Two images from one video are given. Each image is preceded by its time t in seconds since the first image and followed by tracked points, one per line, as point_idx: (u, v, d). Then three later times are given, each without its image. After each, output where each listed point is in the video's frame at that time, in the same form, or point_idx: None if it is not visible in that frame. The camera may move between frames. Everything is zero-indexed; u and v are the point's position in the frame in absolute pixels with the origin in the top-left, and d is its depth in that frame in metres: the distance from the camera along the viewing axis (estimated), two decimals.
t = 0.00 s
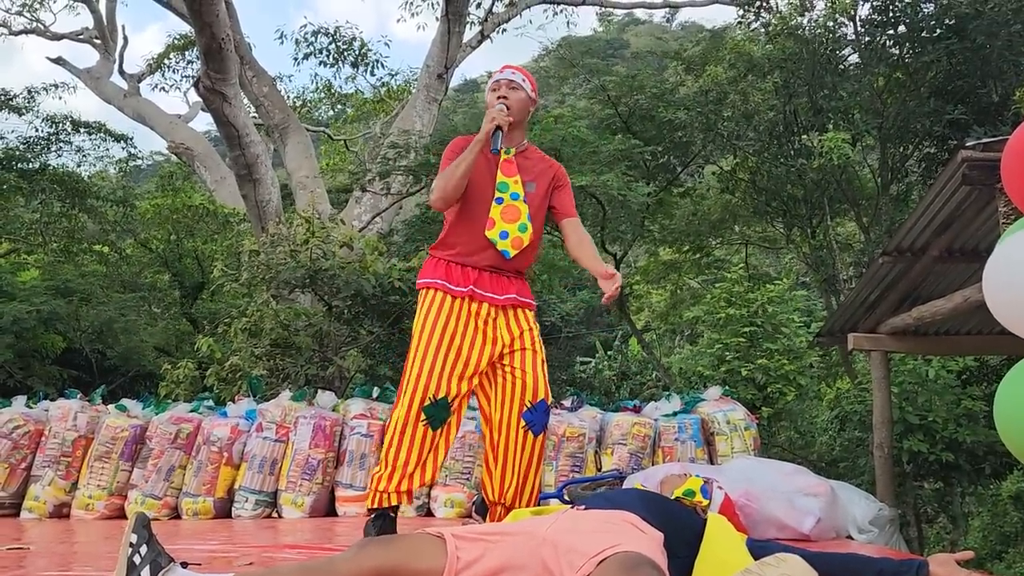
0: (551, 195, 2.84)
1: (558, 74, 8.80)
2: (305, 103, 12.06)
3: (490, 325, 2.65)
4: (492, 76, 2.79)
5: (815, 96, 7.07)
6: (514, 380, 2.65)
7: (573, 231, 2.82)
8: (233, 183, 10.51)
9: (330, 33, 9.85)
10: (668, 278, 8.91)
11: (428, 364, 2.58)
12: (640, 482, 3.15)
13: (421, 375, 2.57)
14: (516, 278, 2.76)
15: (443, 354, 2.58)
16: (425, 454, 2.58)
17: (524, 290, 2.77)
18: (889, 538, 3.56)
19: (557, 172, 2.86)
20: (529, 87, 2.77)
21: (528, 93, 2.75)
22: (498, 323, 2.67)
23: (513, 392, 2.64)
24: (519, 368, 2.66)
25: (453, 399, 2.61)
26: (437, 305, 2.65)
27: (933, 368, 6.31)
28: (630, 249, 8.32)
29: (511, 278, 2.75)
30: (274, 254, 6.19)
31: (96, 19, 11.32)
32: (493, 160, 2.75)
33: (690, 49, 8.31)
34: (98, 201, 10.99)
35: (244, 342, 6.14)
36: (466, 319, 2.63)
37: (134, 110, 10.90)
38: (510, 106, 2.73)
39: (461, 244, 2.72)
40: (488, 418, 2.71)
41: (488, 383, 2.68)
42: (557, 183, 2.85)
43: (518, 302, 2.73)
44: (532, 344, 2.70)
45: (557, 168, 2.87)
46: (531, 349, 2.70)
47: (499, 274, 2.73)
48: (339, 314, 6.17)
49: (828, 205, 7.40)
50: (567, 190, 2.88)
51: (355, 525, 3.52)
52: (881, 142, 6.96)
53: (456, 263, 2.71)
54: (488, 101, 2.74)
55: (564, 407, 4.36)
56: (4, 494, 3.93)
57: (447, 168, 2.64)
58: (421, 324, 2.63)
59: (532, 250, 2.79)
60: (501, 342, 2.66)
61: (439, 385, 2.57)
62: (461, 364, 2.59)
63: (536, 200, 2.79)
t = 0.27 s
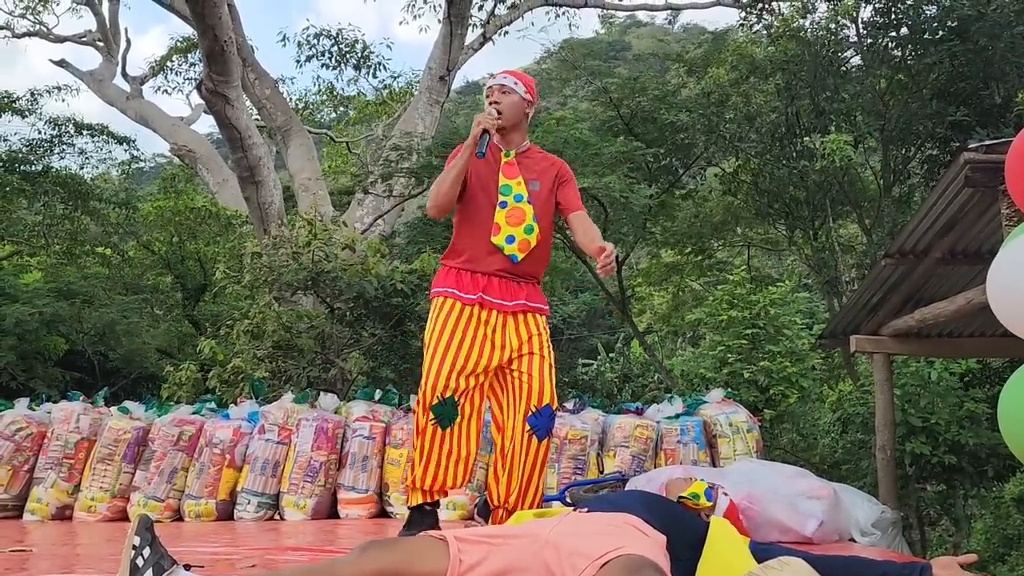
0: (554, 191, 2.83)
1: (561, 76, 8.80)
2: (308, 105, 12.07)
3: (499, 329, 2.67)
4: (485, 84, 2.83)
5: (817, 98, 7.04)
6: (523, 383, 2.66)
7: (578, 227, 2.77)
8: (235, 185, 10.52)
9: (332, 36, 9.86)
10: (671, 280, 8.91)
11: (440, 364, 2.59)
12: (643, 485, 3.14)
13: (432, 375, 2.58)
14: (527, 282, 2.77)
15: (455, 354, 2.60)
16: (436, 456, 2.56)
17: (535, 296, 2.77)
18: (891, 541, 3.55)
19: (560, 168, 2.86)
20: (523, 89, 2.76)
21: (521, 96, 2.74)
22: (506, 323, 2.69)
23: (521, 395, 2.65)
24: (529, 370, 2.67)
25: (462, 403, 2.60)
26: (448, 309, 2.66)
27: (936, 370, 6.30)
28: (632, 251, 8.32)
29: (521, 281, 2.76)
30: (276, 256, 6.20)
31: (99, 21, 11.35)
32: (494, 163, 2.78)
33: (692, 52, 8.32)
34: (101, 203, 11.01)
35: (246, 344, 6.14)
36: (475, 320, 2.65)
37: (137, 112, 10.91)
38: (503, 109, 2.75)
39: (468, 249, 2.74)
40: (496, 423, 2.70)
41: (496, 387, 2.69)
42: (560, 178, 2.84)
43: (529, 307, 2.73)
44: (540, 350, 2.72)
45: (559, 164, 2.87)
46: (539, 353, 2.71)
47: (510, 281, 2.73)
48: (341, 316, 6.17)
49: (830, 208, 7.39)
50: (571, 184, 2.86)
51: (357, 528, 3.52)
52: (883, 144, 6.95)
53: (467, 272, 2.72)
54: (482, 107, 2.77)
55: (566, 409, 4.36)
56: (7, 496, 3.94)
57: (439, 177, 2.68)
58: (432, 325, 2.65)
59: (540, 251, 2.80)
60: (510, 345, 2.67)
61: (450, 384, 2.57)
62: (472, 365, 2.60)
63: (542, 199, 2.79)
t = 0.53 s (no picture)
0: (548, 182, 2.88)
1: (563, 78, 8.81)
2: (311, 107, 12.08)
3: (494, 334, 2.75)
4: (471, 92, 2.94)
5: (820, 100, 7.03)
6: (521, 386, 2.73)
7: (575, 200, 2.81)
8: (238, 187, 10.53)
9: (335, 38, 9.87)
10: (673, 282, 8.90)
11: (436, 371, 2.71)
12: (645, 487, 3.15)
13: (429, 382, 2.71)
14: (521, 282, 2.84)
15: (450, 361, 2.71)
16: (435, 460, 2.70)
17: (529, 297, 2.84)
18: (894, 544, 3.55)
19: (552, 161, 2.90)
20: (506, 91, 2.83)
21: (505, 99, 2.83)
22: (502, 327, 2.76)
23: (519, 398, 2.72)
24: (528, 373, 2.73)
25: (459, 407, 2.72)
26: (444, 316, 2.77)
27: (939, 372, 6.29)
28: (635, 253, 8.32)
29: (514, 280, 2.83)
30: (279, 258, 6.20)
31: (103, 24, 11.37)
32: (484, 165, 2.87)
33: (694, 54, 8.32)
34: (104, 205, 11.02)
35: (249, 346, 6.14)
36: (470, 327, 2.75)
37: (140, 115, 10.93)
38: (487, 112, 2.85)
39: (460, 251, 2.83)
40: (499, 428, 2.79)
41: (497, 392, 2.78)
42: (553, 169, 2.88)
43: (522, 309, 2.80)
44: (540, 354, 2.77)
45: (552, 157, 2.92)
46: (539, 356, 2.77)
47: (504, 282, 2.82)
48: (344, 318, 6.18)
49: (832, 210, 7.40)
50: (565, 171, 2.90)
51: (360, 530, 3.53)
52: (886, 146, 6.94)
53: (461, 275, 2.81)
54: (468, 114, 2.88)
55: (569, 411, 4.35)
56: (10, 497, 3.94)
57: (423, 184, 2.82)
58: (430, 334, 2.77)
59: (533, 248, 2.86)
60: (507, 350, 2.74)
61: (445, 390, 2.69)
62: (468, 371, 2.70)
63: (534, 194, 2.85)
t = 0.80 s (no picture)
0: (536, 172, 2.88)
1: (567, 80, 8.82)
2: (314, 108, 12.09)
3: (485, 334, 2.76)
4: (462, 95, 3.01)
5: (824, 101, 6.96)
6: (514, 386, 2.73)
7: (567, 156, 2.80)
8: (242, 188, 10.54)
9: (338, 39, 9.89)
10: (676, 283, 8.90)
11: (429, 372, 2.74)
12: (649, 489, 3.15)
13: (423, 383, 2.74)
14: (508, 277, 2.84)
15: (443, 362, 2.73)
16: (431, 462, 2.70)
17: (519, 294, 2.82)
18: (898, 546, 3.54)
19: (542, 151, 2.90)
20: (494, 89, 2.89)
21: (492, 96, 2.88)
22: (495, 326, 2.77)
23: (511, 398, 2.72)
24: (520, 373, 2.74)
25: (454, 409, 2.73)
26: (438, 317, 2.81)
27: (943, 373, 6.29)
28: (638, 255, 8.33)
29: (502, 276, 2.83)
30: (282, 259, 6.21)
31: (107, 25, 11.39)
32: (473, 164, 2.93)
33: (698, 55, 8.31)
34: (108, 206, 11.05)
35: (252, 347, 6.15)
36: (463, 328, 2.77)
37: (144, 116, 10.95)
38: (475, 111, 2.91)
39: (448, 252, 2.89)
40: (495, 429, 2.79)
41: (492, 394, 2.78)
42: (541, 156, 2.88)
43: (510, 306, 2.79)
44: (532, 354, 2.77)
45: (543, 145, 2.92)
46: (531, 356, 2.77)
47: (492, 280, 2.83)
48: (347, 319, 6.19)
49: (836, 211, 7.40)
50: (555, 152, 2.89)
51: (364, 530, 3.53)
52: (889, 147, 6.94)
53: (450, 274, 2.87)
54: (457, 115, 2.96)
55: (573, 412, 4.36)
56: (14, 498, 3.95)
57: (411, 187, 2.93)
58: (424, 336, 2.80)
59: (520, 242, 2.86)
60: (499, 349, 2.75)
61: (438, 391, 2.71)
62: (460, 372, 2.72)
63: (521, 188, 2.86)
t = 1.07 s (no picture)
0: (529, 162, 2.90)
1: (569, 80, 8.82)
2: (315, 108, 12.09)
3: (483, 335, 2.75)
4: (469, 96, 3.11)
5: (826, 102, 7.03)
6: (512, 391, 2.69)
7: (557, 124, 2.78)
8: (243, 188, 10.53)
9: (340, 39, 9.89)
10: (678, 284, 8.90)
11: (429, 371, 2.75)
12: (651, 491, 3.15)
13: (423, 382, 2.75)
14: (501, 268, 2.83)
15: (444, 361, 2.74)
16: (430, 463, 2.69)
17: (512, 288, 2.79)
18: (900, 547, 3.54)
19: (538, 139, 2.91)
20: (493, 83, 2.95)
21: (492, 91, 2.94)
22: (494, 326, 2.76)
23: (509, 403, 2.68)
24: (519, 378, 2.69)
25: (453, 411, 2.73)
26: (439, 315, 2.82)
27: (945, 374, 6.28)
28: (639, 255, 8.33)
29: (496, 268, 2.83)
30: (284, 259, 6.21)
31: (109, 25, 11.39)
32: (472, 159, 2.99)
33: (699, 55, 8.29)
34: (110, 206, 11.05)
35: (254, 347, 6.15)
36: (464, 327, 2.77)
37: (146, 115, 10.95)
38: (475, 106, 2.98)
39: (446, 248, 2.95)
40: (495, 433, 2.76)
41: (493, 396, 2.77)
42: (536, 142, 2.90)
43: (504, 298, 2.77)
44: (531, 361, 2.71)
45: (541, 133, 2.93)
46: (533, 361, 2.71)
47: (487, 273, 2.83)
48: (349, 319, 6.19)
49: (838, 211, 7.39)
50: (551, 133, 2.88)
51: (366, 530, 3.53)
52: (891, 148, 6.93)
53: (447, 268, 2.91)
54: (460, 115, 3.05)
55: (574, 413, 4.36)
56: (17, 497, 3.96)
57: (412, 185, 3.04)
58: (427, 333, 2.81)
59: (514, 233, 2.86)
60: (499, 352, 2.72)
61: (437, 390, 2.72)
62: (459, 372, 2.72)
63: (513, 180, 2.88)
